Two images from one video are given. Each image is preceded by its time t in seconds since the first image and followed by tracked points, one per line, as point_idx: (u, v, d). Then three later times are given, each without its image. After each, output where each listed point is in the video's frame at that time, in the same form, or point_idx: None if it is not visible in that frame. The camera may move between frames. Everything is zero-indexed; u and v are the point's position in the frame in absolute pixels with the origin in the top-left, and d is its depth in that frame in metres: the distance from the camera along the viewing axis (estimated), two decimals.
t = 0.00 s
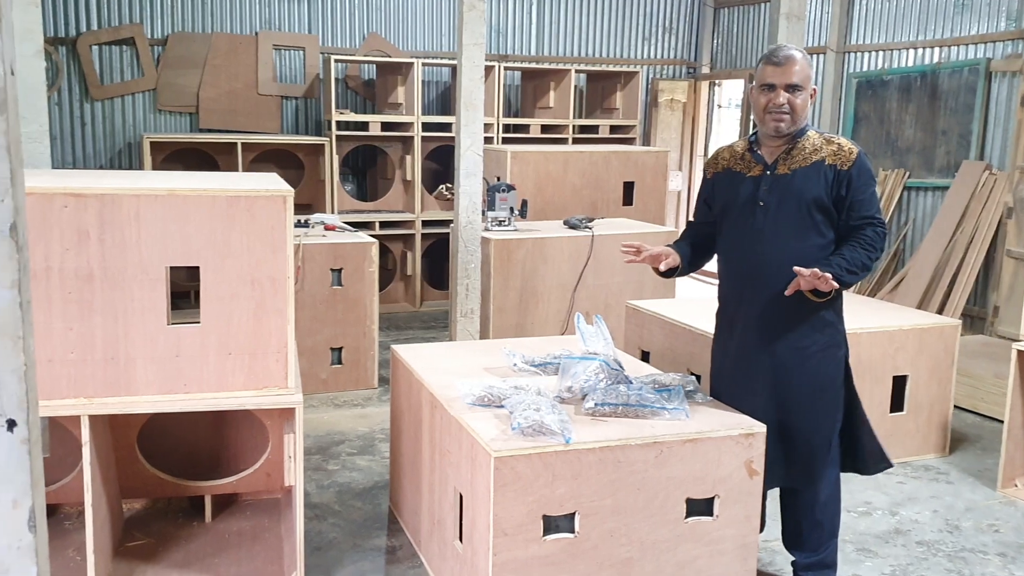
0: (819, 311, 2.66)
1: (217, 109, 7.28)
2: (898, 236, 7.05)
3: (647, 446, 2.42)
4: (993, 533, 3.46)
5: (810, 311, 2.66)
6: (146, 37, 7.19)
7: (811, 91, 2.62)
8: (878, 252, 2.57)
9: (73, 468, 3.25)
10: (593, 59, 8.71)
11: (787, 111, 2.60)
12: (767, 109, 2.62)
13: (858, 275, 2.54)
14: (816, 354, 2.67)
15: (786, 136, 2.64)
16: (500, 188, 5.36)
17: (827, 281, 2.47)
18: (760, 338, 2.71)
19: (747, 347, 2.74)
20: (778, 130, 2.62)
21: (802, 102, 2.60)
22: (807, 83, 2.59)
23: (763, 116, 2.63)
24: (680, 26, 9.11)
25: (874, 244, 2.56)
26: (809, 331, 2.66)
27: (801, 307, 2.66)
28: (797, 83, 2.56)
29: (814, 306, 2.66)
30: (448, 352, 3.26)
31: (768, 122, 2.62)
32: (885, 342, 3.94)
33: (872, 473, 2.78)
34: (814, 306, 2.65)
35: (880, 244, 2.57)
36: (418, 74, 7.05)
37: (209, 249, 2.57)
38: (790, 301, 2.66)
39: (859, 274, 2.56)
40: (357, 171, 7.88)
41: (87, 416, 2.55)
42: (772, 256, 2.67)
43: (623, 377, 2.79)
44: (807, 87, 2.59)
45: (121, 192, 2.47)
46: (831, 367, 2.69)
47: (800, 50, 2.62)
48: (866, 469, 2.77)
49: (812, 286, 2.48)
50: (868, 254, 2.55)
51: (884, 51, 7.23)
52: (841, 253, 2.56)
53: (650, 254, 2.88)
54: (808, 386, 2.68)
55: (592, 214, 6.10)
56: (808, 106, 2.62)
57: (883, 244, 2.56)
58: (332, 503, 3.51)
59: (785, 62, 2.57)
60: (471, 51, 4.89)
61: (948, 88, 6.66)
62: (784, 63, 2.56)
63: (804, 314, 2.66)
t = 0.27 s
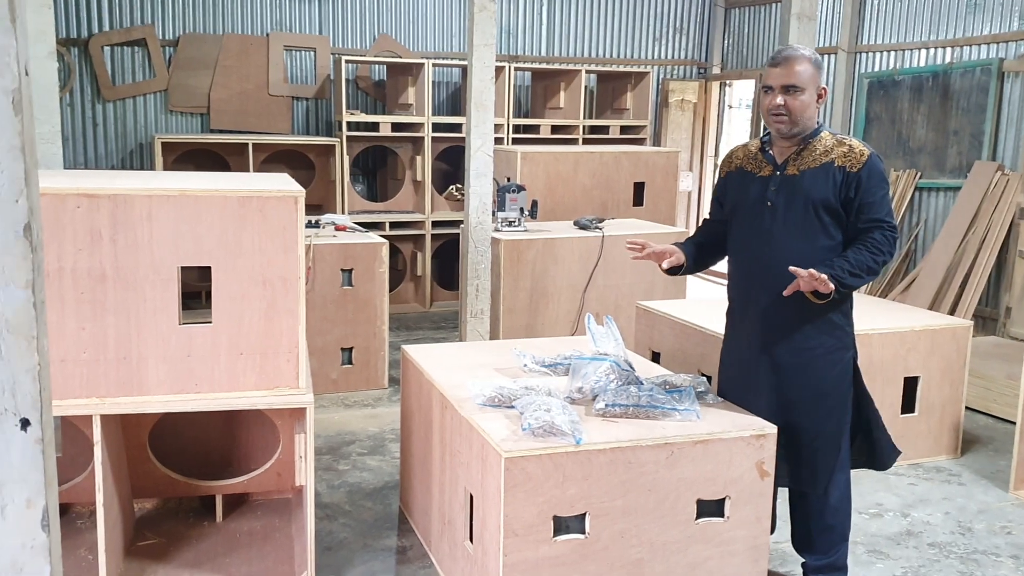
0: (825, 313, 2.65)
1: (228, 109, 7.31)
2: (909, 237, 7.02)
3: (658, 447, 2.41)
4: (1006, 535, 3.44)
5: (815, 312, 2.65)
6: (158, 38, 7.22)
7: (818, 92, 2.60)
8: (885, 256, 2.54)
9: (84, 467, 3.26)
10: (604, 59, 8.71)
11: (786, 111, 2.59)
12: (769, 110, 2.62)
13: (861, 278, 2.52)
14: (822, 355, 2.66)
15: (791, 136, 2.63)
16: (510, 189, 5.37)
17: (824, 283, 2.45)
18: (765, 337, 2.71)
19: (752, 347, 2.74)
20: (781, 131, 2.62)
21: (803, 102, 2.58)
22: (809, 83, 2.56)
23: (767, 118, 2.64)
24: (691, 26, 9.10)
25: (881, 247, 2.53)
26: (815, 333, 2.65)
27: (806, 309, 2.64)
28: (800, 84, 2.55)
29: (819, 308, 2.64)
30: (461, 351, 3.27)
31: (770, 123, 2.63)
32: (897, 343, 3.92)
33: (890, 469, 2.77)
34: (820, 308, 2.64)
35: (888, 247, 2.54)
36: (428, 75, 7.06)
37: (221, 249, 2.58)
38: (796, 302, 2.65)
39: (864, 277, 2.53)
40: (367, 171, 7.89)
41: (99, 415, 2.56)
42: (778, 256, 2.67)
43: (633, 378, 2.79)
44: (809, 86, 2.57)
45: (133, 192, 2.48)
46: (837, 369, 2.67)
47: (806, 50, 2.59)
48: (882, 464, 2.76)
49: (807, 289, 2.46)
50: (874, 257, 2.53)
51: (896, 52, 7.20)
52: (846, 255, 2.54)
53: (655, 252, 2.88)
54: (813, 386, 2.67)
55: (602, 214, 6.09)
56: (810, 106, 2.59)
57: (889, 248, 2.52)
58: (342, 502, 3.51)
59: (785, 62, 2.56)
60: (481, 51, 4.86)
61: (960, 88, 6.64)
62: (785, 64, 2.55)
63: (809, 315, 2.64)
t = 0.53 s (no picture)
0: (827, 315, 2.64)
1: (236, 109, 7.33)
2: (918, 237, 7.00)
3: (665, 448, 2.41)
4: (1014, 537, 3.43)
5: (817, 314, 2.64)
6: (166, 38, 7.24)
7: (823, 93, 2.58)
8: (888, 260, 2.52)
9: (93, 466, 3.27)
10: (611, 60, 8.70)
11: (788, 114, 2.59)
12: (772, 112, 2.62)
13: (861, 282, 2.51)
14: (822, 355, 2.65)
15: (795, 137, 2.62)
16: (517, 189, 5.38)
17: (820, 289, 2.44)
18: (768, 337, 2.72)
19: (753, 346, 2.75)
20: (785, 134, 2.61)
21: (803, 102, 2.56)
22: (809, 83, 2.54)
23: (771, 120, 2.64)
24: (698, 26, 9.08)
25: (883, 251, 2.51)
26: (816, 334, 2.64)
27: (806, 311, 2.64)
28: (802, 86, 2.54)
29: (821, 310, 2.63)
30: (470, 351, 3.28)
31: (774, 124, 2.63)
32: (905, 344, 3.91)
33: (879, 484, 2.81)
34: (823, 311, 2.63)
35: (890, 251, 2.52)
36: (435, 75, 7.06)
37: (229, 249, 2.58)
38: (798, 302, 2.65)
39: (865, 281, 2.52)
40: (375, 171, 7.90)
41: (107, 415, 2.57)
42: (780, 257, 2.67)
43: (641, 378, 2.79)
44: (809, 86, 2.54)
45: (142, 191, 2.48)
46: (839, 371, 2.66)
47: (810, 50, 2.58)
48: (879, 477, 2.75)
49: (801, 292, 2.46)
50: (875, 261, 2.51)
51: (904, 52, 7.18)
52: (848, 258, 2.53)
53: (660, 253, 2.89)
54: (813, 387, 2.67)
55: (609, 214, 6.09)
56: (811, 106, 2.56)
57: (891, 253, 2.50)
58: (349, 502, 3.52)
59: (786, 63, 2.56)
60: (489, 51, 4.85)
61: (969, 88, 6.62)
62: (787, 65, 2.54)
63: (810, 317, 2.64)
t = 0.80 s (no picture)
0: (827, 317, 2.63)
1: (240, 110, 7.34)
2: (922, 238, 6.99)
3: (669, 448, 2.41)
4: (1019, 538, 3.42)
5: (818, 316, 2.64)
6: (171, 38, 7.25)
7: (829, 95, 2.57)
8: (888, 265, 2.53)
9: (98, 467, 3.28)
10: (615, 60, 8.70)
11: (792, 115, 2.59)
12: (777, 114, 2.63)
13: (860, 286, 2.51)
14: (823, 356, 2.65)
15: (799, 139, 2.62)
16: (521, 189, 5.38)
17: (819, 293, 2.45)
18: (769, 337, 2.72)
19: (753, 347, 2.75)
20: (789, 135, 2.62)
21: (806, 105, 2.56)
22: (814, 85, 2.54)
23: (776, 121, 2.65)
24: (703, 27, 9.08)
25: (884, 256, 2.51)
26: (818, 336, 2.64)
27: (806, 314, 2.64)
28: (807, 87, 2.54)
29: (821, 313, 2.63)
30: (473, 351, 3.28)
31: (778, 125, 2.63)
32: (909, 345, 3.90)
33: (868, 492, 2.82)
34: (824, 313, 2.63)
35: (891, 257, 2.52)
36: (439, 75, 7.06)
37: (234, 249, 2.59)
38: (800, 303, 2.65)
39: (865, 285, 2.52)
40: (379, 172, 7.90)
41: (112, 415, 2.57)
42: (781, 258, 2.67)
43: (645, 379, 2.79)
44: (813, 89, 2.55)
45: (147, 192, 2.49)
46: (838, 374, 2.66)
47: (818, 53, 2.57)
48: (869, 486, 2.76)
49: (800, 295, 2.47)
50: (875, 265, 2.51)
51: (908, 52, 7.16)
52: (849, 261, 2.53)
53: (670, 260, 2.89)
54: (813, 387, 2.66)
55: (613, 215, 6.09)
56: (815, 109, 2.56)
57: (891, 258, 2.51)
58: (353, 502, 3.52)
59: (791, 65, 2.56)
60: (492, 52, 4.83)
61: (973, 89, 6.61)
62: (793, 66, 2.55)
63: (810, 320, 2.64)
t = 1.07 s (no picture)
0: (828, 318, 2.63)
1: (244, 111, 7.34)
2: (925, 239, 6.98)
3: (669, 450, 2.40)
4: (1021, 540, 3.41)
5: (818, 317, 2.63)
6: (174, 39, 7.27)
7: (834, 96, 2.56)
8: (890, 265, 2.52)
9: (99, 467, 3.28)
10: (618, 61, 8.69)
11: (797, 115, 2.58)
12: (781, 114, 2.62)
13: (861, 287, 2.50)
14: (822, 356, 2.65)
15: (802, 139, 2.61)
16: (524, 190, 5.40)
17: (819, 293, 2.45)
18: (769, 338, 2.72)
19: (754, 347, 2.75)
20: (793, 135, 2.61)
21: (811, 106, 2.55)
22: (819, 86, 2.53)
23: (780, 121, 2.64)
24: (706, 27, 9.07)
25: (886, 257, 2.51)
26: (817, 336, 2.64)
27: (807, 314, 2.64)
28: (813, 88, 2.53)
29: (821, 313, 2.63)
30: (474, 352, 3.28)
31: (782, 125, 2.62)
32: (912, 346, 3.89)
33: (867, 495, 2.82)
34: (824, 313, 2.63)
35: (893, 257, 2.52)
36: (442, 76, 7.06)
37: (234, 250, 2.59)
38: (801, 303, 2.64)
39: (866, 285, 2.51)
40: (382, 172, 7.90)
41: (113, 416, 2.57)
42: (782, 257, 2.67)
43: (646, 380, 2.78)
44: (818, 90, 2.53)
45: (147, 193, 2.49)
46: (838, 375, 2.65)
47: (824, 53, 2.56)
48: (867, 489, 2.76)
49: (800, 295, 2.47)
50: (877, 266, 2.50)
51: (912, 53, 7.15)
52: (850, 261, 2.53)
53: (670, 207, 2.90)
54: (813, 388, 2.67)
55: (616, 216, 6.08)
56: (820, 110, 2.55)
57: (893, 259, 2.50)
58: (354, 503, 3.52)
59: (797, 65, 2.54)
60: (495, 52, 4.79)
61: (977, 90, 6.60)
62: (799, 67, 2.53)
63: (811, 320, 2.64)
